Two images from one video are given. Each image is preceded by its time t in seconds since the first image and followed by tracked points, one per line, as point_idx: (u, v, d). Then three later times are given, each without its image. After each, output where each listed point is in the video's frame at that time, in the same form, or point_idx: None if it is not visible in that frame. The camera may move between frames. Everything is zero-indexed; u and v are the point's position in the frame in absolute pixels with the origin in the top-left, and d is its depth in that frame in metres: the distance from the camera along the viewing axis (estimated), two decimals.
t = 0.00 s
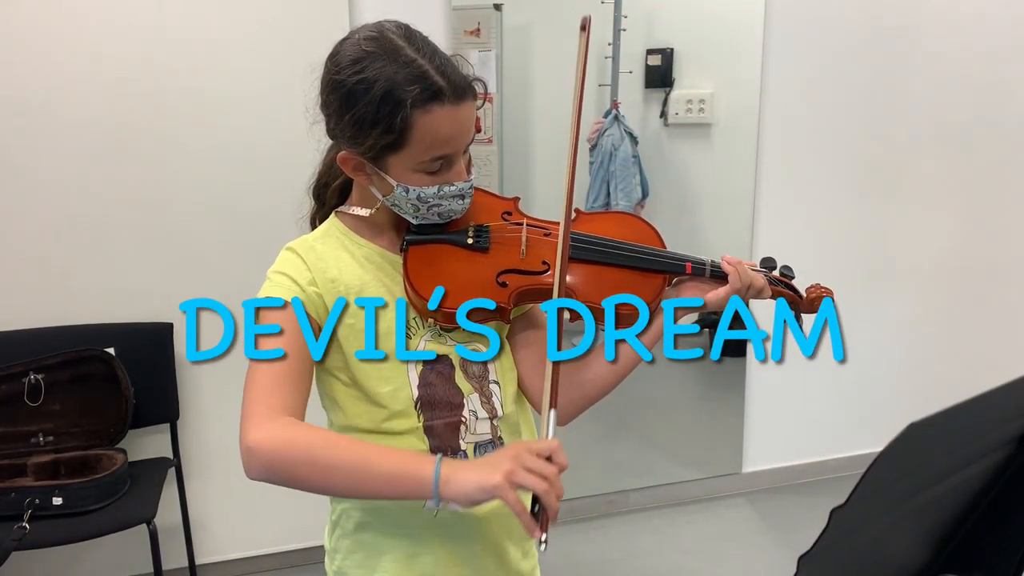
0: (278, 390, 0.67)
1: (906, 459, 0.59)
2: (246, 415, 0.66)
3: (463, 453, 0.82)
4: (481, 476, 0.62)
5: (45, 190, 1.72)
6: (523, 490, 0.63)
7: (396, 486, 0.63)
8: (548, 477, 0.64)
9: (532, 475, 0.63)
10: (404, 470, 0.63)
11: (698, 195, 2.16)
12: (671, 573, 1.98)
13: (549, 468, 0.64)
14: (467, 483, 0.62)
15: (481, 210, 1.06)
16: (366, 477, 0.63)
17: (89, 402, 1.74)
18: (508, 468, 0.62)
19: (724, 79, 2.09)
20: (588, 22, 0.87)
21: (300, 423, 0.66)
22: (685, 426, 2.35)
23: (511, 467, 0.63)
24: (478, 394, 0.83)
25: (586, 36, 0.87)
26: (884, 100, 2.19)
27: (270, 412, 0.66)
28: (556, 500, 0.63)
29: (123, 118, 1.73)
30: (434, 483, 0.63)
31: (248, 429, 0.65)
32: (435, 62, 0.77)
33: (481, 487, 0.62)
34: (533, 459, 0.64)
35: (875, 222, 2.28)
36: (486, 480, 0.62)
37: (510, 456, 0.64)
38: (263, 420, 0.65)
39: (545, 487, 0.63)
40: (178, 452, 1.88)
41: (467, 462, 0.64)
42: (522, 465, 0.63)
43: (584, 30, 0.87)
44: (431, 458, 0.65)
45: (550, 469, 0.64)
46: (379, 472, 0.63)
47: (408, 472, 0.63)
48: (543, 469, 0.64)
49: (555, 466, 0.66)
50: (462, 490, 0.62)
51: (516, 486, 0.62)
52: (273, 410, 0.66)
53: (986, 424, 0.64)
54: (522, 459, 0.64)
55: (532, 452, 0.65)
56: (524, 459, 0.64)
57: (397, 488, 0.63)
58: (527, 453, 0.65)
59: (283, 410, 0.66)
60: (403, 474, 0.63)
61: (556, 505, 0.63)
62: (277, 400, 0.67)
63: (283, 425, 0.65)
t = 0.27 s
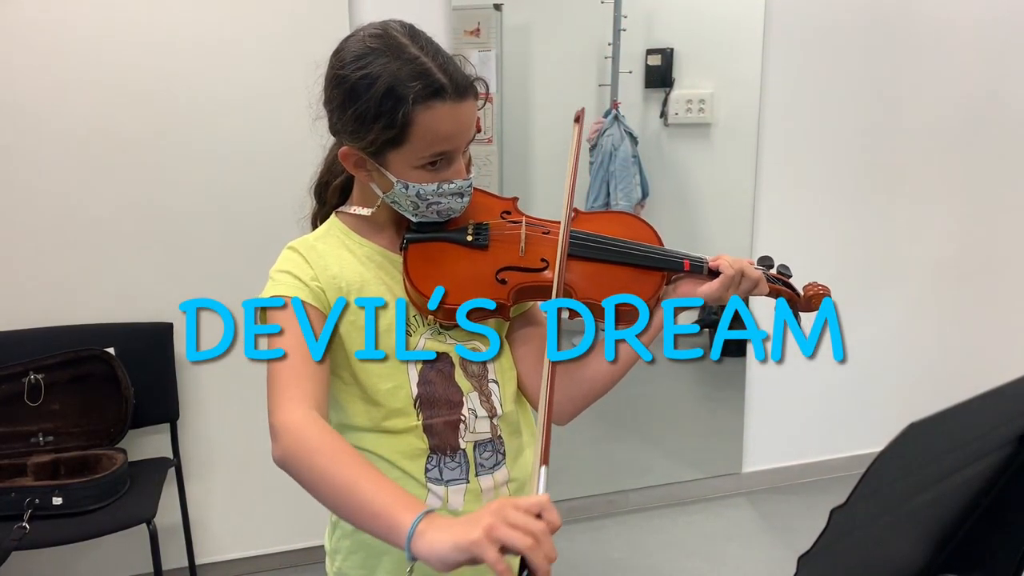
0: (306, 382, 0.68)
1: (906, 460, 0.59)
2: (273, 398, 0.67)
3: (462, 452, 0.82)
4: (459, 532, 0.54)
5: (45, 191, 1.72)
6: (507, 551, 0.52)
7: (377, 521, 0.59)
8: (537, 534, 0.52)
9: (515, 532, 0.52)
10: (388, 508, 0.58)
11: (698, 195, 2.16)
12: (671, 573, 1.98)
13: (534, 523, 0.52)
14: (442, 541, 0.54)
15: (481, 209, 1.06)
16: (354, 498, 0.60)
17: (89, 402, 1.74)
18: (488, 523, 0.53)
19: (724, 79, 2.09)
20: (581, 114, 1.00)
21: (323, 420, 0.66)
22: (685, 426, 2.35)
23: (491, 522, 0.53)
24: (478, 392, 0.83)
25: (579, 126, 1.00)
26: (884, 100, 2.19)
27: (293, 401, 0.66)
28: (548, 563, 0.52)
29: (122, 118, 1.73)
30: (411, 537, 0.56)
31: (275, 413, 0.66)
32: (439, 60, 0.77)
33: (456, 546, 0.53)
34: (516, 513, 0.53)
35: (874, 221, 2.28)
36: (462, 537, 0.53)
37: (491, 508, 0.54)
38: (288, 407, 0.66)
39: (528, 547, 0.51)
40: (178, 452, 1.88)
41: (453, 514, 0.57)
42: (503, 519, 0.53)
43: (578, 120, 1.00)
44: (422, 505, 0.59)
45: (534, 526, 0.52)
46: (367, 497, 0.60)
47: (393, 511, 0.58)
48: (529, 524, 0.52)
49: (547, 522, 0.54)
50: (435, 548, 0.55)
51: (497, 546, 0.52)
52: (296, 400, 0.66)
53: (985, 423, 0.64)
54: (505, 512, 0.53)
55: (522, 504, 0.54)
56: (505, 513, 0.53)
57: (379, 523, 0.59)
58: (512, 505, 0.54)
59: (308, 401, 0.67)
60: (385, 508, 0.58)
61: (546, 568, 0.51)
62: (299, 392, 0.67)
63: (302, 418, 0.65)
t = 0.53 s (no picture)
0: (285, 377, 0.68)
1: (906, 460, 0.59)
2: (255, 402, 0.67)
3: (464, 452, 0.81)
4: (496, 425, 0.67)
5: (44, 191, 1.72)
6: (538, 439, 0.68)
7: (407, 451, 0.67)
8: (562, 423, 0.69)
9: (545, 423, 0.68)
10: (416, 434, 0.67)
11: (698, 195, 2.16)
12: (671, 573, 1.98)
13: (560, 414, 0.69)
14: (482, 436, 0.67)
15: (482, 210, 1.05)
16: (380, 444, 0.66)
17: (89, 402, 1.74)
18: (521, 417, 0.68)
19: (724, 79, 2.09)
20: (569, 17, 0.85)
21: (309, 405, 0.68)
22: (685, 426, 2.35)
23: (524, 415, 0.68)
24: (479, 393, 0.83)
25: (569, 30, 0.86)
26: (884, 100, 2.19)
27: (277, 400, 0.67)
28: (571, 444, 0.69)
29: (122, 118, 1.73)
30: (450, 441, 0.67)
31: (258, 416, 0.66)
32: (440, 62, 0.77)
33: (496, 437, 0.67)
34: (545, 407, 0.69)
35: (875, 222, 2.28)
36: (500, 430, 0.67)
37: (523, 406, 0.69)
38: (272, 407, 0.66)
39: (558, 431, 0.68)
40: (178, 452, 1.88)
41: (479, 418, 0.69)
42: (534, 413, 0.69)
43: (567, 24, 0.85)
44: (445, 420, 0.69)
45: (559, 417, 0.69)
46: (393, 437, 0.66)
47: (422, 435, 0.67)
48: (555, 415, 0.69)
49: (567, 412, 0.71)
50: (479, 443, 0.66)
51: (530, 434, 0.67)
52: (280, 397, 0.67)
53: (985, 424, 0.64)
54: (534, 408, 0.69)
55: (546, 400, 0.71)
56: (536, 407, 0.69)
57: (410, 451, 0.67)
58: (538, 402, 0.70)
59: (290, 396, 0.68)
60: (415, 438, 0.67)
61: (570, 450, 0.69)
62: (282, 387, 0.68)
63: (292, 410, 0.66)
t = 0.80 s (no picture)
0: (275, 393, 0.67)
1: (907, 459, 0.59)
2: (243, 414, 0.65)
3: (464, 453, 0.82)
4: (470, 510, 0.62)
5: (44, 191, 1.72)
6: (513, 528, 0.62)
7: (384, 507, 0.62)
8: (539, 513, 0.63)
9: (522, 513, 0.62)
10: (394, 494, 0.63)
11: (698, 195, 2.16)
12: (671, 573, 1.98)
13: (539, 505, 0.63)
14: (455, 517, 0.61)
15: (483, 210, 1.06)
16: (358, 495, 0.62)
17: (88, 402, 1.74)
18: (498, 505, 0.62)
19: (724, 79, 2.09)
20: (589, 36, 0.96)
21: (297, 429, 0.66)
22: (685, 425, 2.36)
23: (500, 504, 0.62)
24: (479, 393, 0.83)
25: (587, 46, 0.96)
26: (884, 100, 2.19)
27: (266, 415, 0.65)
28: (546, 536, 0.63)
29: (122, 117, 1.73)
30: (423, 513, 0.62)
31: (244, 430, 0.64)
32: (440, 63, 0.77)
33: (468, 522, 0.61)
34: (524, 496, 0.63)
35: (874, 222, 2.28)
36: (474, 515, 0.61)
37: (501, 491, 0.63)
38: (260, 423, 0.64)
39: (535, 524, 0.62)
40: (178, 452, 1.88)
41: (457, 493, 0.64)
42: (511, 501, 0.63)
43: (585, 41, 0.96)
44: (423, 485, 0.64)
45: (538, 507, 0.63)
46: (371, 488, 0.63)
47: (400, 496, 0.62)
48: (534, 505, 0.63)
49: (547, 501, 0.65)
50: (449, 523, 0.61)
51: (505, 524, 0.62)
52: (269, 414, 0.65)
53: (985, 424, 0.64)
54: (511, 495, 0.63)
55: (524, 485, 0.65)
56: (514, 495, 0.63)
57: (387, 509, 0.62)
58: (517, 488, 0.64)
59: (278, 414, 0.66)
60: (394, 497, 0.62)
61: (545, 542, 0.63)
62: (272, 403, 0.66)
63: (279, 431, 0.64)
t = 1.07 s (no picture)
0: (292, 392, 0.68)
1: (907, 459, 0.59)
2: (262, 417, 0.67)
3: (464, 453, 0.82)
4: (493, 517, 0.60)
5: (44, 190, 1.72)
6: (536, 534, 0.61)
7: (400, 514, 0.62)
8: (564, 518, 0.62)
9: (548, 517, 0.61)
10: (410, 502, 0.62)
11: (698, 195, 2.16)
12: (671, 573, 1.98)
13: (562, 508, 0.62)
14: (478, 526, 0.60)
15: (482, 210, 1.06)
16: (373, 497, 0.63)
17: (89, 402, 1.74)
18: (522, 511, 0.61)
19: (724, 79, 2.09)
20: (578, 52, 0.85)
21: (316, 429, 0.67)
22: (685, 425, 2.36)
23: (523, 510, 0.61)
24: (479, 394, 0.83)
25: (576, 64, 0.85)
26: (884, 100, 2.19)
27: (284, 414, 0.66)
28: (570, 540, 0.62)
29: (122, 117, 1.73)
30: (443, 518, 0.61)
31: (263, 434, 0.66)
32: (439, 62, 0.77)
33: (493, 530, 0.60)
34: (547, 500, 0.62)
35: (875, 222, 2.28)
36: (498, 522, 0.60)
37: (524, 497, 0.62)
38: (279, 424, 0.66)
39: (560, 527, 0.61)
40: (178, 452, 1.88)
41: (475, 501, 0.63)
42: (535, 507, 0.62)
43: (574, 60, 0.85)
44: (442, 490, 0.64)
45: (562, 512, 0.62)
46: (386, 489, 0.63)
47: (415, 503, 0.62)
48: (558, 510, 0.62)
49: (569, 504, 0.64)
50: (469, 530, 0.60)
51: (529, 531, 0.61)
52: (284, 417, 0.66)
53: (986, 423, 0.64)
54: (535, 501, 0.62)
55: (546, 489, 0.64)
56: (537, 501, 0.62)
57: (403, 517, 0.62)
58: (539, 493, 0.63)
59: (295, 415, 0.67)
60: (409, 499, 0.62)
61: (569, 546, 0.62)
62: (288, 405, 0.67)
63: (295, 432, 0.65)
